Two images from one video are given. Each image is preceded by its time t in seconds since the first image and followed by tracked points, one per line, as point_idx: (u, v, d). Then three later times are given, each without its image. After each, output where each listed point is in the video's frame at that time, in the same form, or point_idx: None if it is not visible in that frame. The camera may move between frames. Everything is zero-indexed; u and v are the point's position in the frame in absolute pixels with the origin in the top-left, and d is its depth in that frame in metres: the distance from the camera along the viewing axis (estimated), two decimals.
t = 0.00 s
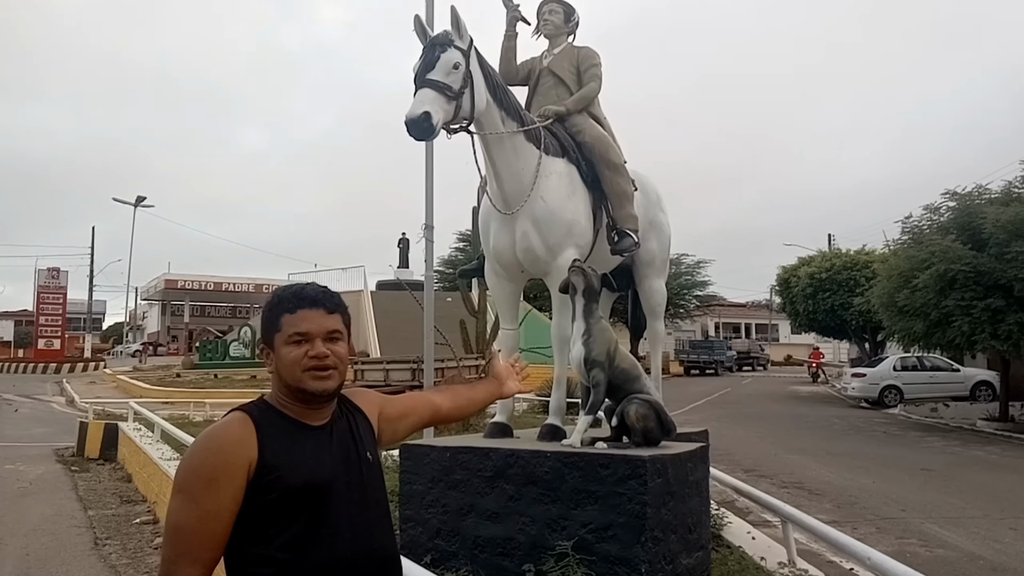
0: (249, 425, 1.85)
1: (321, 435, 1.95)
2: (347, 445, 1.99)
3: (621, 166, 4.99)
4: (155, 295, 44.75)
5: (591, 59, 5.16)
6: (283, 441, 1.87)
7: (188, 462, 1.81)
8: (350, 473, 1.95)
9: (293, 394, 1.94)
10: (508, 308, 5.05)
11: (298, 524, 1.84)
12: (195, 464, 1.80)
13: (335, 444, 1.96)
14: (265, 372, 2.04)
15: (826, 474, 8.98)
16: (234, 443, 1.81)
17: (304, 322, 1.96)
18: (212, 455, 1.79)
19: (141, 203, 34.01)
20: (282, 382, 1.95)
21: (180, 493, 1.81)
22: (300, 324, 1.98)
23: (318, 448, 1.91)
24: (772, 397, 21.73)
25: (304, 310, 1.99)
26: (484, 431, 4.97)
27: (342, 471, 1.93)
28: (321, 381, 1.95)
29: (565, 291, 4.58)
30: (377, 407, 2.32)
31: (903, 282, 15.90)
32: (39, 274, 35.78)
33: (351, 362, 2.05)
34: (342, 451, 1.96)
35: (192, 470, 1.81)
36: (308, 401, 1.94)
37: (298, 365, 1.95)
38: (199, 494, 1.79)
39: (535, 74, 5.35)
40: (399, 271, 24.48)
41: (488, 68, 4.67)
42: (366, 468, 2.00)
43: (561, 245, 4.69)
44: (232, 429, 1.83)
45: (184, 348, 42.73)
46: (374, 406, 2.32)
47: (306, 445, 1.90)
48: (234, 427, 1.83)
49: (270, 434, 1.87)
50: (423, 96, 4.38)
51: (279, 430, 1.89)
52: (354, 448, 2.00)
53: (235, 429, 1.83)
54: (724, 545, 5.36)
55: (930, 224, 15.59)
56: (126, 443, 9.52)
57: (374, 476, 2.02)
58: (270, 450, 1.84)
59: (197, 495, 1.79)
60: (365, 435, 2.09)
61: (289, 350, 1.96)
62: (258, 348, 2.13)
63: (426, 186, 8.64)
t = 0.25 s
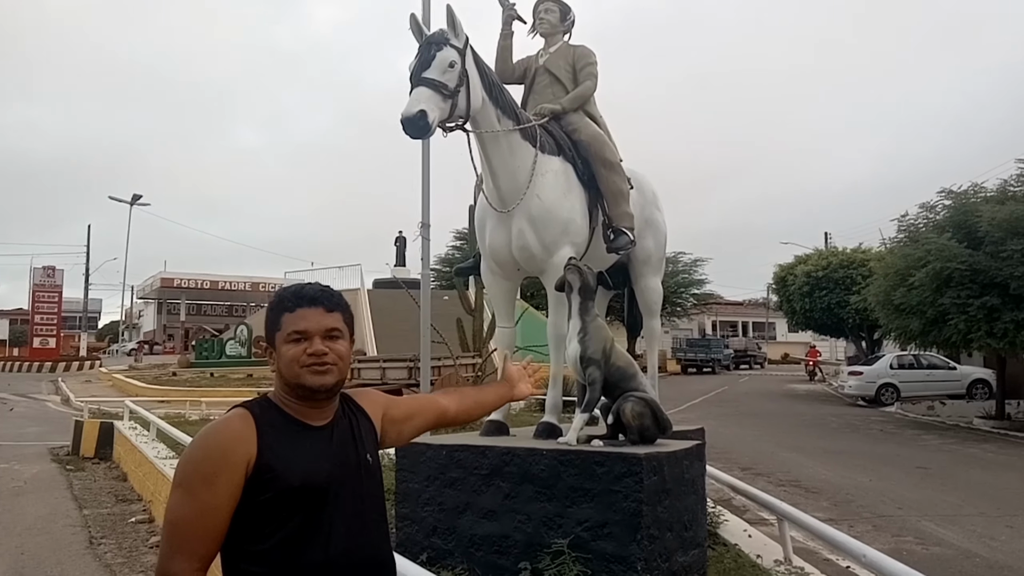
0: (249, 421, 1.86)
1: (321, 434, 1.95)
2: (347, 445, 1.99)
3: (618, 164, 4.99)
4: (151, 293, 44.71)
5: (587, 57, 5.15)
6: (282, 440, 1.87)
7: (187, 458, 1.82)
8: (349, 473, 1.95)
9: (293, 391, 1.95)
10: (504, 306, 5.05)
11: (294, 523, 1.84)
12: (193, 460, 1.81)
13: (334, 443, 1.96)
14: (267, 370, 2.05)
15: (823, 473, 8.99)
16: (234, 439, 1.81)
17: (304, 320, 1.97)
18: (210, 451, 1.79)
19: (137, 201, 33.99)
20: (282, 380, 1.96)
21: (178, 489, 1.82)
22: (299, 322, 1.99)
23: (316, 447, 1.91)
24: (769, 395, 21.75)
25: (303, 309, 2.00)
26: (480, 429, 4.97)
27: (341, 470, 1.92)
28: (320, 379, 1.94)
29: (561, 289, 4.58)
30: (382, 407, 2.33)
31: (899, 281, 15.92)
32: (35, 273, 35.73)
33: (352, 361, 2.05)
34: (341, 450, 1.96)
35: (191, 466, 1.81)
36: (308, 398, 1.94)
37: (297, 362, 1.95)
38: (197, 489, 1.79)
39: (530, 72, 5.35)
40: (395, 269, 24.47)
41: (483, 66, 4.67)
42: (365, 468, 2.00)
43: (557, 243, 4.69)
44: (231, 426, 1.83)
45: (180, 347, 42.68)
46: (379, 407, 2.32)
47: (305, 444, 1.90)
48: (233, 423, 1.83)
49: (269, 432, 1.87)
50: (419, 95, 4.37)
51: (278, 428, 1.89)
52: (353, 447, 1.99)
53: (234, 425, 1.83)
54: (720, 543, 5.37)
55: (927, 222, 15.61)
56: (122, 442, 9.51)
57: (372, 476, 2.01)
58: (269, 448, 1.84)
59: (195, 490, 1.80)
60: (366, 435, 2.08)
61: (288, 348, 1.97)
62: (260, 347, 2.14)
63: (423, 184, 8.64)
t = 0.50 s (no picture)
0: (245, 418, 1.86)
1: (319, 431, 1.95)
2: (345, 442, 1.98)
3: (615, 163, 5.01)
4: (149, 293, 44.70)
5: (584, 56, 5.17)
6: (279, 437, 1.87)
7: (183, 455, 1.83)
8: (347, 471, 1.94)
9: (293, 388, 1.95)
10: (502, 304, 5.05)
11: (290, 521, 1.84)
12: (189, 457, 1.81)
13: (333, 440, 1.96)
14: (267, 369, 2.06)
15: (821, 471, 9.00)
16: (229, 436, 1.82)
17: (305, 316, 1.98)
18: (206, 448, 1.79)
19: (135, 201, 33.99)
20: (283, 376, 1.96)
21: (174, 485, 1.83)
22: (301, 319, 2.00)
23: (314, 444, 1.91)
24: (768, 394, 21.76)
25: (304, 306, 2.01)
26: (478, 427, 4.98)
27: (338, 468, 1.92)
28: (321, 375, 1.95)
29: (558, 287, 4.59)
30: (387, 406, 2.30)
31: (897, 279, 15.93)
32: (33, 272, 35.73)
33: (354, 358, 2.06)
34: (339, 447, 1.95)
35: (186, 463, 1.81)
36: (308, 395, 1.95)
37: (298, 358, 1.96)
38: (193, 485, 1.80)
39: (528, 71, 5.36)
40: (394, 268, 24.46)
41: (481, 65, 4.67)
42: (364, 466, 2.00)
43: (554, 241, 4.70)
44: (228, 422, 1.83)
45: (178, 347, 42.67)
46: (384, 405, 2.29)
47: (302, 441, 1.90)
48: (231, 420, 1.84)
49: (266, 429, 1.87)
50: (416, 93, 4.38)
51: (275, 426, 1.89)
52: (351, 445, 1.99)
53: (231, 421, 1.84)
54: (718, 541, 5.38)
55: (924, 221, 15.62)
56: (119, 441, 9.52)
57: (371, 474, 2.01)
58: (265, 445, 1.84)
59: (190, 487, 1.81)
60: (365, 432, 2.08)
61: (289, 344, 1.98)
62: (260, 346, 2.15)
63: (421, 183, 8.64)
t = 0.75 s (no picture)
0: (236, 421, 1.87)
1: (312, 435, 1.95)
2: (339, 444, 1.98)
3: (613, 161, 5.01)
4: (149, 291, 44.72)
5: (582, 54, 5.17)
6: (269, 440, 1.87)
7: (174, 460, 1.83)
8: (339, 473, 1.94)
9: (291, 391, 1.95)
10: (500, 303, 5.06)
11: (280, 527, 1.84)
12: (179, 463, 1.82)
13: (326, 445, 1.96)
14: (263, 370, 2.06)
15: (820, 468, 9.01)
16: (219, 439, 1.82)
17: (303, 317, 1.98)
18: (197, 451, 1.80)
19: (133, 199, 34.00)
20: (280, 379, 1.96)
21: (164, 490, 1.83)
22: (298, 320, 2.00)
23: (306, 448, 1.91)
24: (767, 392, 21.77)
25: (301, 306, 2.01)
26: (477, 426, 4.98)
27: (330, 472, 1.92)
28: (320, 378, 1.95)
29: (556, 286, 4.59)
30: (388, 410, 2.28)
31: (896, 277, 15.93)
32: (32, 271, 35.73)
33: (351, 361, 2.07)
34: (333, 451, 1.95)
35: (176, 469, 1.82)
36: (306, 398, 1.95)
37: (296, 360, 1.96)
38: (183, 491, 1.81)
39: (526, 69, 5.36)
40: (393, 267, 24.46)
41: (479, 63, 4.68)
42: (358, 469, 1.99)
43: (552, 240, 4.70)
44: (219, 425, 1.84)
45: (177, 345, 42.68)
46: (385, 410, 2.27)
47: (294, 445, 1.90)
48: (220, 423, 1.84)
49: (257, 432, 1.87)
50: (414, 92, 4.38)
51: (267, 428, 1.89)
52: (345, 447, 1.99)
53: (221, 424, 1.84)
54: (717, 539, 5.39)
55: (923, 219, 15.62)
56: (117, 441, 9.53)
57: (365, 478, 2.01)
58: (255, 449, 1.85)
59: (180, 492, 1.81)
60: (361, 435, 2.08)
61: (286, 346, 1.98)
62: (255, 346, 2.14)
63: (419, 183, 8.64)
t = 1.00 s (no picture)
0: (226, 422, 1.86)
1: (305, 434, 1.94)
2: (333, 444, 1.96)
3: (611, 160, 5.02)
4: (148, 290, 44.72)
5: (580, 52, 5.17)
6: (260, 442, 1.86)
7: (163, 462, 1.83)
8: (332, 474, 1.92)
9: (284, 388, 1.94)
10: (499, 301, 5.06)
11: (271, 530, 1.83)
12: (168, 465, 1.82)
13: (319, 445, 1.94)
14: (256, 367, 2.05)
15: (819, 467, 9.01)
16: (208, 441, 1.82)
17: (294, 313, 1.96)
18: (185, 453, 1.79)
19: (132, 198, 34.00)
20: (273, 377, 1.95)
21: (154, 493, 1.83)
22: (289, 315, 1.98)
23: (298, 449, 1.90)
24: (766, 391, 21.77)
25: (293, 301, 1.99)
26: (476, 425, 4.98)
27: (322, 473, 1.90)
28: (312, 375, 1.94)
29: (555, 284, 4.59)
30: (389, 407, 2.26)
31: (895, 276, 15.93)
32: (32, 270, 35.76)
33: (345, 357, 2.05)
34: (326, 452, 1.94)
35: (166, 470, 1.82)
36: (299, 396, 1.94)
37: (288, 357, 1.95)
38: (172, 493, 1.80)
39: (525, 68, 5.36)
40: (392, 266, 24.46)
41: (477, 62, 4.68)
42: (352, 470, 1.97)
43: (551, 238, 4.70)
44: (208, 426, 1.83)
45: (177, 344, 42.70)
46: (386, 407, 2.26)
47: (285, 446, 1.89)
48: (210, 424, 1.84)
49: (247, 433, 1.86)
50: (412, 90, 4.38)
51: (258, 429, 1.88)
52: (339, 448, 1.97)
53: (210, 426, 1.84)
54: (716, 537, 5.39)
55: (921, 218, 15.62)
56: (117, 440, 9.53)
57: (360, 478, 1.99)
58: (245, 450, 1.84)
59: (170, 496, 1.81)
60: (357, 434, 2.06)
61: (279, 342, 1.96)
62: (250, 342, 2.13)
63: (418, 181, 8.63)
